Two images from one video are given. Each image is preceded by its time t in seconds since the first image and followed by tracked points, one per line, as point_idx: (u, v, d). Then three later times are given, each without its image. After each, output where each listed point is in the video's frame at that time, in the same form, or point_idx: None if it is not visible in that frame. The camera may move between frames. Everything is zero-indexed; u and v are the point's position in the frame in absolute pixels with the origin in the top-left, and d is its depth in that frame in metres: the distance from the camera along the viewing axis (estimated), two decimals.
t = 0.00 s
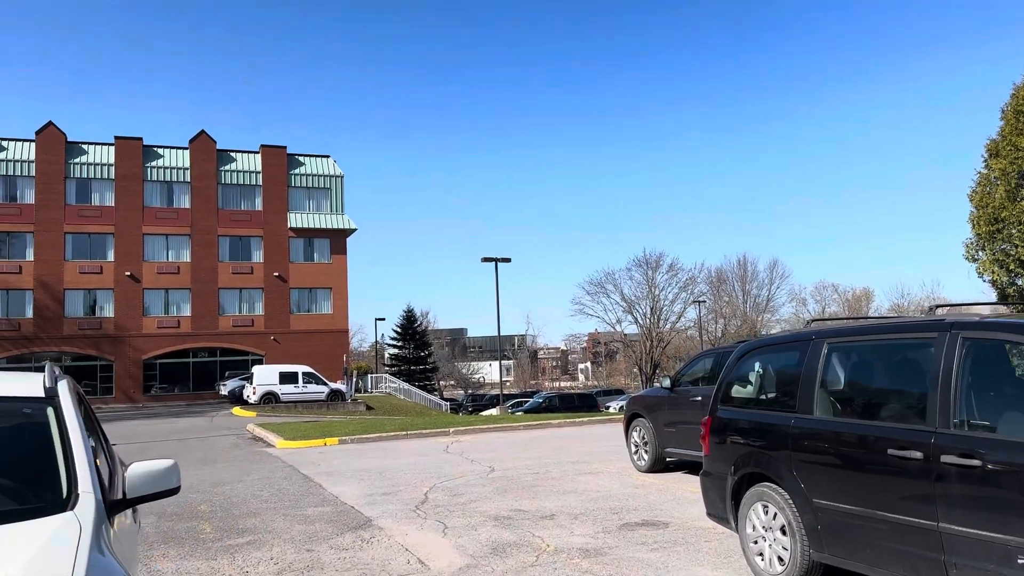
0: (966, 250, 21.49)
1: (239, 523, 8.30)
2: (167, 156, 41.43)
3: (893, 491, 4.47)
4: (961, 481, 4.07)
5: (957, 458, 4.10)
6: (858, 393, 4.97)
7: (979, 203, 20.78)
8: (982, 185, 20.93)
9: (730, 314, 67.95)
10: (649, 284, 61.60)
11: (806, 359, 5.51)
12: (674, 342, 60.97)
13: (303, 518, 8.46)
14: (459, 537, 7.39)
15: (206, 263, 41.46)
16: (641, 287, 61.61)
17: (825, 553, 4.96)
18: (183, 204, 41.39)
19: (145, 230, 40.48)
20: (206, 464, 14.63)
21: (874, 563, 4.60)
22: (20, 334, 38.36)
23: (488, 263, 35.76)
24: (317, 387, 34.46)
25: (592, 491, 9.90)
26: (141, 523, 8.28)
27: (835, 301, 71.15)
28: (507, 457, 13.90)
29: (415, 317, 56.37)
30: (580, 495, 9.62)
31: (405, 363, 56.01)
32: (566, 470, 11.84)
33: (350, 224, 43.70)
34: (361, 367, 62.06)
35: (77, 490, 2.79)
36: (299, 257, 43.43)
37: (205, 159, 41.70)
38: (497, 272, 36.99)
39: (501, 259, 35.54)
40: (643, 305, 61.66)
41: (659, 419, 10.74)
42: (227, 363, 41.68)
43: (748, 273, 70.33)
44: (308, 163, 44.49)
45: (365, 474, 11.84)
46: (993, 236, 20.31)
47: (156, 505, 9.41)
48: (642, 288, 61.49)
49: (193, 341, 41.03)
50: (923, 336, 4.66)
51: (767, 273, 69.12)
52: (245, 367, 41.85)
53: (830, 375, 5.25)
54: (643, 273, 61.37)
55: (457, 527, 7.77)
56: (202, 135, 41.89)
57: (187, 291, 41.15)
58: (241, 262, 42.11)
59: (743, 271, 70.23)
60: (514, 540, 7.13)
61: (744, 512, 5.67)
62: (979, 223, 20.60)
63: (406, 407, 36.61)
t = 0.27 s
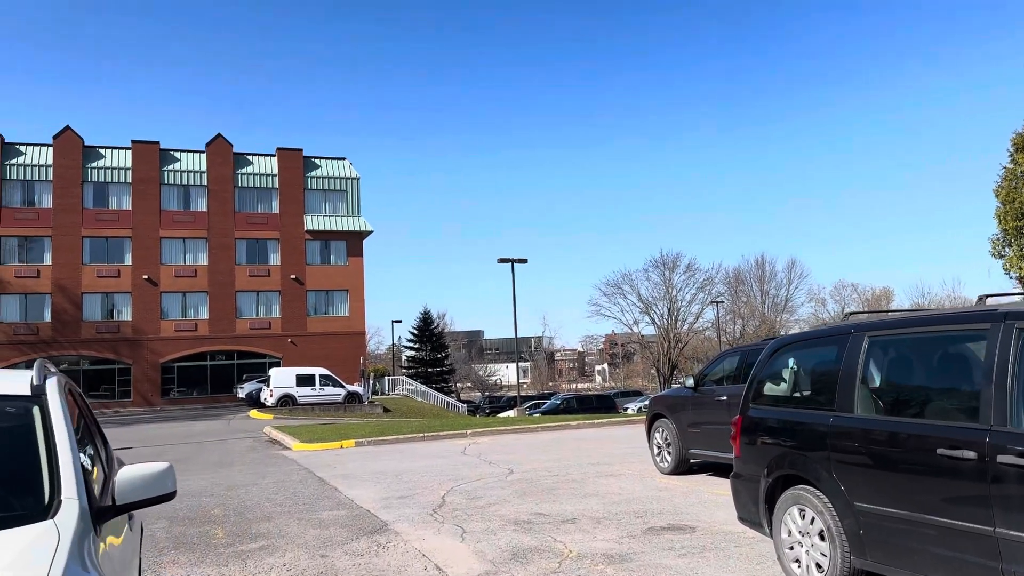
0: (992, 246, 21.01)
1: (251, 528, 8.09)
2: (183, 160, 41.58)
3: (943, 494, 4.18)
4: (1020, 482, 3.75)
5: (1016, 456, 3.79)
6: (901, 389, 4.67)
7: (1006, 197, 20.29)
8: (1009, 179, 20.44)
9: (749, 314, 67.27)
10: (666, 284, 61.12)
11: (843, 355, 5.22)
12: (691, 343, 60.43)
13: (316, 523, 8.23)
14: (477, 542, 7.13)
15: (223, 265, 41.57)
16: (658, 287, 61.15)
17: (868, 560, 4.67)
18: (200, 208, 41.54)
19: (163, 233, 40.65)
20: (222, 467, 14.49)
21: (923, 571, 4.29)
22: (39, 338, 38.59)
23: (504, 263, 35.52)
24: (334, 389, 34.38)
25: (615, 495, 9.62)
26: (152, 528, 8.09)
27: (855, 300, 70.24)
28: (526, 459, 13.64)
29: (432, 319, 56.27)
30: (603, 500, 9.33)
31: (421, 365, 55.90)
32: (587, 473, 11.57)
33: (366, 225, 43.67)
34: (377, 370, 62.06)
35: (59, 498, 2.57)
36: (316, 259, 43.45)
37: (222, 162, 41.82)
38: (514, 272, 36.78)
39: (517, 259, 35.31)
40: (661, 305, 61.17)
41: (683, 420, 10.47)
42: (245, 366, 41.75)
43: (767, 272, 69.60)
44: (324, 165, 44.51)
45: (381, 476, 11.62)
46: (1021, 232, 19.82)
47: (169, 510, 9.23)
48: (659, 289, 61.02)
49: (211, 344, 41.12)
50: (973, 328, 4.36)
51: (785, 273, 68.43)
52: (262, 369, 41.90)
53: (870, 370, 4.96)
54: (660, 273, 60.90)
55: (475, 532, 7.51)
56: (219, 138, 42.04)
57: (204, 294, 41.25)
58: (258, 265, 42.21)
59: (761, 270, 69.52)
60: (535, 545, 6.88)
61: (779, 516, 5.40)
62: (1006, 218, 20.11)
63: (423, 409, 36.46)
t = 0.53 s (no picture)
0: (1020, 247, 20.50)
1: (264, 537, 7.87)
2: (202, 165, 41.76)
3: (994, 507, 3.90)
4: None
5: None
6: (945, 394, 4.40)
7: None
8: None
9: (768, 317, 66.51)
10: (684, 287, 60.58)
11: (880, 359, 4.95)
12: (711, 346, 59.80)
13: (330, 532, 7.99)
14: (496, 554, 6.88)
15: (241, 270, 41.67)
16: (676, 290, 60.64)
17: None
18: (218, 213, 41.72)
19: (182, 238, 40.84)
20: (237, 473, 14.36)
21: None
22: (58, 343, 38.77)
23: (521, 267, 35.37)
24: (352, 393, 34.29)
25: (639, 505, 9.32)
26: (164, 537, 7.90)
27: (877, 302, 69.26)
28: (544, 465, 13.38)
29: (449, 323, 56.11)
30: (625, 510, 9.05)
31: (438, 369, 55.74)
32: (608, 481, 11.28)
33: (383, 229, 43.68)
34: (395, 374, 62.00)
35: (36, 521, 2.40)
36: (333, 263, 43.48)
37: (240, 167, 41.99)
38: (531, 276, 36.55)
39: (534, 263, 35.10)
40: (679, 309, 60.64)
41: (705, 426, 10.58)
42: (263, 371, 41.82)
43: (787, 275, 68.82)
44: (341, 170, 44.57)
45: (397, 484, 11.38)
46: None
47: (182, 519, 9.03)
48: (677, 292, 60.49)
49: (229, 349, 41.22)
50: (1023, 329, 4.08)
51: (805, 275, 67.59)
52: (280, 374, 41.94)
53: (909, 375, 4.69)
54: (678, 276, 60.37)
55: (493, 542, 7.26)
56: (236, 143, 42.22)
57: (222, 299, 41.37)
58: (276, 269, 42.31)
59: (781, 273, 68.73)
60: (554, 556, 6.64)
61: (814, 529, 5.14)
62: None
63: (440, 413, 36.27)
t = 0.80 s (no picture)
0: None
1: (277, 541, 7.70)
2: (224, 166, 42.01)
3: None
4: None
5: None
6: (993, 395, 4.09)
7: None
8: None
9: (793, 317, 65.61)
10: (707, 287, 59.94)
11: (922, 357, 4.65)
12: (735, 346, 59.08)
13: (345, 536, 7.80)
14: (514, 561, 6.65)
15: (263, 271, 41.86)
16: (699, 289, 60.02)
17: None
18: (241, 214, 41.94)
19: (205, 239, 41.11)
20: (256, 474, 14.26)
21: None
22: (83, 343, 39.13)
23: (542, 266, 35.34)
24: (373, 394, 34.24)
25: (663, 511, 9.03)
26: (176, 542, 7.76)
27: (904, 301, 68.07)
28: (565, 467, 13.13)
29: (470, 323, 55.99)
30: (648, 516, 8.75)
31: (460, 369, 55.65)
32: (630, 485, 11.01)
33: (403, 229, 43.69)
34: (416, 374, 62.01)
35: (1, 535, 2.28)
36: (354, 264, 43.55)
37: (262, 168, 42.21)
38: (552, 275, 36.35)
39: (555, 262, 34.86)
40: (702, 308, 60.00)
41: (732, 427, 10.26)
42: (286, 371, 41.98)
43: (812, 274, 67.85)
44: (362, 170, 44.66)
45: (415, 486, 11.20)
46: None
47: (197, 523, 8.89)
48: (700, 291, 59.88)
49: (252, 349, 41.41)
50: None
51: (830, 274, 66.57)
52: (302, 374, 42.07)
53: (953, 375, 4.38)
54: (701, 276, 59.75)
55: (511, 548, 7.04)
56: (258, 145, 42.43)
57: (245, 299, 41.58)
58: (297, 270, 42.45)
59: (806, 272, 67.75)
60: (575, 564, 6.41)
61: (850, 538, 4.86)
62: None
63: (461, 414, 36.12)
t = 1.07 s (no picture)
0: None
1: (293, 546, 7.52)
2: (250, 167, 42.32)
3: None
4: None
5: None
6: None
7: None
8: None
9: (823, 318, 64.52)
10: (734, 287, 59.15)
11: (974, 361, 4.32)
12: (762, 347, 58.19)
13: (362, 542, 7.60)
14: (535, 571, 6.40)
15: (289, 271, 42.05)
16: (726, 289, 59.26)
17: None
18: (266, 214, 42.18)
19: (231, 240, 41.42)
20: (278, 475, 14.17)
21: None
22: (111, 343, 39.54)
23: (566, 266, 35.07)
24: (397, 394, 34.17)
25: (691, 518, 8.72)
26: (192, 546, 7.62)
27: (937, 301, 66.63)
28: (589, 471, 12.86)
29: (494, 323, 55.83)
30: (675, 524, 8.45)
31: (484, 370, 55.48)
32: (657, 490, 10.71)
33: (427, 229, 43.68)
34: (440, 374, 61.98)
35: None
36: (378, 264, 43.61)
37: (287, 169, 42.45)
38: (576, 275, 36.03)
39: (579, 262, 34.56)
40: (729, 309, 59.23)
41: (763, 430, 9.92)
42: (311, 371, 42.15)
43: (842, 274, 66.68)
44: (386, 170, 44.74)
45: (436, 489, 11.01)
46: None
47: (214, 526, 8.76)
48: (727, 291, 59.11)
49: (277, 349, 41.62)
50: None
51: (861, 274, 65.35)
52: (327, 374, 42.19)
53: (1010, 380, 4.04)
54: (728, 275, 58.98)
55: (532, 557, 6.80)
56: (283, 145, 42.67)
57: (270, 300, 41.80)
58: (322, 270, 42.59)
59: (836, 272, 66.59)
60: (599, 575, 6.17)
61: (894, 555, 4.55)
62: None
63: (485, 415, 35.95)
